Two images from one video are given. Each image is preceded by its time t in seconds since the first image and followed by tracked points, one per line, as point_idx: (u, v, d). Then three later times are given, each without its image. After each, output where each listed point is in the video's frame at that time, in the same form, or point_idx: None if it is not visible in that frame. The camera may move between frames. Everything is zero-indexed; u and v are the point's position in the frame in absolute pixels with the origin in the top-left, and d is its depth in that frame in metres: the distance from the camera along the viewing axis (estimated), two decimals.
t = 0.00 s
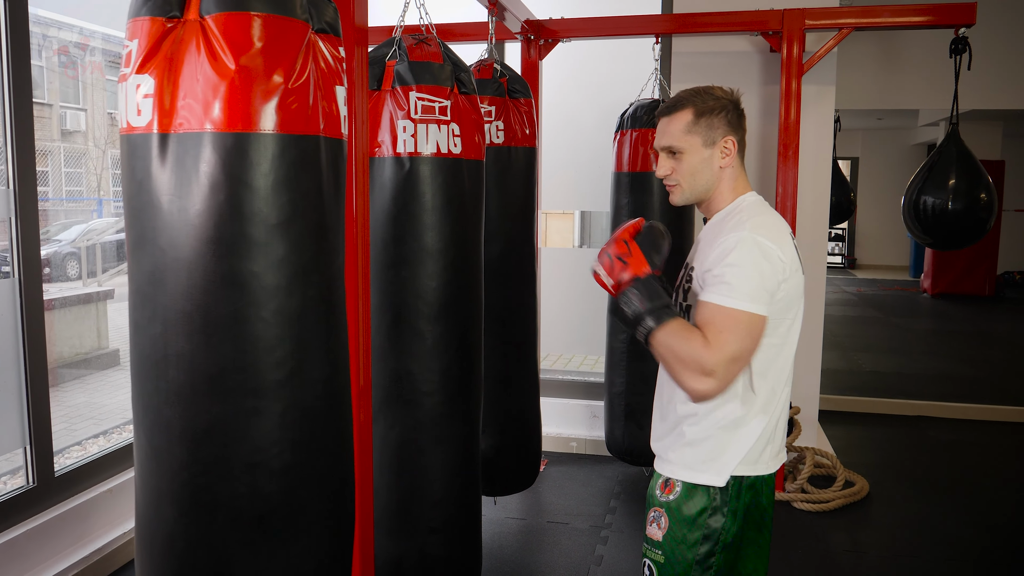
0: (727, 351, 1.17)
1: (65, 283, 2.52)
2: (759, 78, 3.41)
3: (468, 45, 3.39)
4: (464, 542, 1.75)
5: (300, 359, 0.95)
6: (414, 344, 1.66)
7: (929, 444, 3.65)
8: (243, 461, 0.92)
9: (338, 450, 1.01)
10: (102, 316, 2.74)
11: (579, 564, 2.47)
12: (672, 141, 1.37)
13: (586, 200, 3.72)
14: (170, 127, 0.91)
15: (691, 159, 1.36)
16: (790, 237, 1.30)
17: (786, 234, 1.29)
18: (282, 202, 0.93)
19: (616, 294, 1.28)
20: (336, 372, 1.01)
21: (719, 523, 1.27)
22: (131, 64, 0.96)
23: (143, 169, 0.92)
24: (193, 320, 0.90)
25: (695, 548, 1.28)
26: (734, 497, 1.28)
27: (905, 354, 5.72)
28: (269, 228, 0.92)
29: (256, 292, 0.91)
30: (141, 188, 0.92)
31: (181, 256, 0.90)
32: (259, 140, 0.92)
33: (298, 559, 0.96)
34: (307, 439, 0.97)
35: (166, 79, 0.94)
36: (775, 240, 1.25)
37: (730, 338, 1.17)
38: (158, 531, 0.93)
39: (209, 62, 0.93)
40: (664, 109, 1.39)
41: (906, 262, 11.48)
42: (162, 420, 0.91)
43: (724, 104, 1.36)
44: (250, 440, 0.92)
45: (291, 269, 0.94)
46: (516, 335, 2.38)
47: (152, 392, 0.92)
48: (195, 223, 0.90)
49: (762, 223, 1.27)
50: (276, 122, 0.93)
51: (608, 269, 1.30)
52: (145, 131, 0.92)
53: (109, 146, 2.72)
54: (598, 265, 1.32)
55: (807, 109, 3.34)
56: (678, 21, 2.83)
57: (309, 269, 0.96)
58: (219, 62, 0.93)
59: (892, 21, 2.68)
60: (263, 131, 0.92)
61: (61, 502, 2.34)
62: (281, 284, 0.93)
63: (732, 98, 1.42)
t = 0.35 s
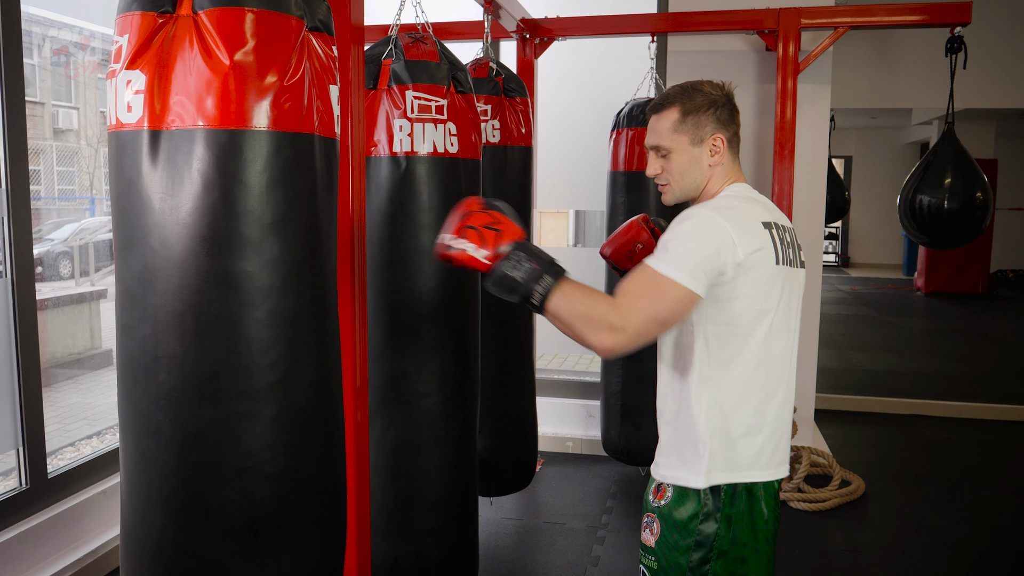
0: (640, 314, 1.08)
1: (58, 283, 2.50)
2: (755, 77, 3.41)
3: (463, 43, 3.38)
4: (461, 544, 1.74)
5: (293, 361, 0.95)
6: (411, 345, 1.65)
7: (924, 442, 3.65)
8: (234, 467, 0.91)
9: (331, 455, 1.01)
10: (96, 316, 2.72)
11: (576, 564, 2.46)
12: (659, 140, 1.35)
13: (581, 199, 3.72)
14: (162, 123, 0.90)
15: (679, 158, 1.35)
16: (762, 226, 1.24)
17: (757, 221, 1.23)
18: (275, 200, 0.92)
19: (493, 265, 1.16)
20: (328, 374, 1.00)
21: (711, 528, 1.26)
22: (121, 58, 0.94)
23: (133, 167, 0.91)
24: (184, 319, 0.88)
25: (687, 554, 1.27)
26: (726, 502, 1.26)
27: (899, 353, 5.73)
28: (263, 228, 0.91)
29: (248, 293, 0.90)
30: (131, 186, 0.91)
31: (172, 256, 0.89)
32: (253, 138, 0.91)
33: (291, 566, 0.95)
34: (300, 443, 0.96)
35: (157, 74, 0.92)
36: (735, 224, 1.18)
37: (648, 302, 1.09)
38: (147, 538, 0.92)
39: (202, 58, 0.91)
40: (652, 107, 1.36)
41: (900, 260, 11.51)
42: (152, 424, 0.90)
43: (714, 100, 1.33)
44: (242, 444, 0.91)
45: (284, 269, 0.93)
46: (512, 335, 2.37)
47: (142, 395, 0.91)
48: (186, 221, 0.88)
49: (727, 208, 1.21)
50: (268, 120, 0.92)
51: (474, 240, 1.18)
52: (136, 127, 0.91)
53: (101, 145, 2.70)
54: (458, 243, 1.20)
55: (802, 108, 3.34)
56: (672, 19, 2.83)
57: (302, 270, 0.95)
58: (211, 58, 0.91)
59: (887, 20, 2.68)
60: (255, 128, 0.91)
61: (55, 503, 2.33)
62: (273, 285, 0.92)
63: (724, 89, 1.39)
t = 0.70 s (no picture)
0: (753, 371, 1.16)
1: (53, 283, 2.49)
2: (753, 77, 3.40)
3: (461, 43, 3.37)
4: (461, 546, 1.73)
5: (299, 363, 0.94)
6: (411, 346, 1.64)
7: (922, 442, 3.65)
8: (242, 471, 0.90)
9: (336, 457, 1.00)
10: (91, 316, 2.70)
11: (575, 565, 2.45)
12: (655, 143, 1.37)
13: (579, 199, 3.71)
14: (167, 122, 0.89)
15: (674, 162, 1.36)
16: (785, 235, 1.26)
17: (779, 231, 1.25)
18: (280, 200, 0.91)
19: (625, 353, 1.32)
20: (335, 376, 0.99)
21: (716, 530, 1.26)
22: (123, 57, 0.93)
23: (137, 167, 0.90)
24: (191, 322, 0.87)
25: (691, 555, 1.27)
26: (731, 505, 1.26)
27: (896, 352, 5.73)
28: (269, 228, 0.90)
29: (255, 295, 0.89)
30: (135, 187, 0.90)
31: (178, 257, 0.87)
32: (258, 137, 0.90)
33: (299, 569, 0.95)
34: (308, 446, 0.95)
35: (161, 73, 0.91)
36: (766, 238, 1.22)
37: (755, 356, 1.16)
38: (154, 544, 0.91)
39: (207, 56, 0.90)
40: (651, 112, 1.39)
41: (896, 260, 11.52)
42: (159, 429, 0.89)
43: (710, 105, 1.34)
44: (250, 448, 0.90)
45: (289, 270, 0.92)
46: (511, 335, 2.36)
47: (147, 399, 0.90)
48: (192, 222, 0.87)
49: (754, 227, 1.23)
50: (274, 118, 0.91)
51: (606, 333, 1.34)
52: (139, 127, 0.89)
53: (97, 144, 2.68)
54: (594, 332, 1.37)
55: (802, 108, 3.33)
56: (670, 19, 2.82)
57: (308, 270, 0.94)
58: (217, 56, 0.90)
59: (886, 20, 2.67)
60: (260, 127, 0.90)
61: (52, 506, 2.31)
62: (280, 286, 0.91)
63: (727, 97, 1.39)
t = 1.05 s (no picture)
0: (765, 370, 1.16)
1: (46, 283, 2.46)
2: (750, 76, 3.40)
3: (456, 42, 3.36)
4: (459, 548, 1.72)
5: (309, 364, 0.92)
6: (409, 347, 1.63)
7: (919, 442, 3.65)
8: (255, 474, 0.89)
9: (346, 460, 0.98)
10: (84, 316, 2.68)
11: (573, 567, 2.44)
12: (644, 154, 1.36)
13: (575, 199, 3.70)
14: (173, 122, 0.87)
15: (664, 173, 1.35)
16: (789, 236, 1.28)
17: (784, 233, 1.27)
18: (288, 199, 0.89)
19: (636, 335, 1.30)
20: (344, 376, 0.98)
21: (711, 520, 1.26)
22: (125, 57, 0.91)
23: (142, 167, 0.88)
24: (200, 325, 0.86)
25: (682, 543, 1.26)
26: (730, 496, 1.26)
27: (891, 352, 5.74)
28: (276, 228, 0.89)
29: (264, 295, 0.88)
30: (140, 189, 0.88)
31: (185, 259, 0.86)
32: (265, 136, 0.88)
33: (316, 572, 0.94)
34: (319, 449, 0.94)
35: (165, 73, 0.90)
36: (779, 240, 1.22)
37: (767, 354, 1.17)
38: (165, 551, 0.89)
39: (212, 56, 0.89)
40: (638, 122, 1.37)
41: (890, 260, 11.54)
42: (169, 433, 0.87)
43: (699, 116, 1.34)
44: (263, 451, 0.89)
45: (298, 270, 0.91)
46: (509, 335, 2.34)
47: (155, 404, 0.88)
48: (200, 223, 0.86)
49: (764, 227, 1.24)
50: (280, 117, 0.89)
51: (619, 311, 1.32)
52: (144, 127, 0.88)
53: (90, 143, 2.66)
54: (604, 309, 1.35)
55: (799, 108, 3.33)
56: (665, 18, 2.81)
57: (317, 270, 0.93)
58: (222, 55, 0.89)
59: (883, 19, 2.67)
60: (266, 126, 0.88)
61: (45, 508, 2.29)
62: (289, 287, 0.90)
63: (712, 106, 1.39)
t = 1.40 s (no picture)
0: (703, 409, 1.03)
1: (41, 285, 2.45)
2: (747, 77, 3.39)
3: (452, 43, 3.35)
4: (456, 552, 1.71)
5: (317, 367, 0.92)
6: (406, 350, 1.61)
7: (915, 443, 3.66)
8: (265, 476, 0.88)
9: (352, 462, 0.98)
10: (79, 318, 2.67)
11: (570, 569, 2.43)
12: (570, 178, 1.20)
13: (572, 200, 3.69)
14: (178, 125, 0.87)
15: (594, 197, 1.19)
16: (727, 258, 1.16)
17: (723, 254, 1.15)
18: (294, 200, 0.89)
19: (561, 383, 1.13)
20: (351, 377, 0.98)
21: (650, 556, 1.15)
22: (127, 61, 0.90)
23: (147, 170, 0.87)
24: (207, 329, 0.85)
25: None
26: (670, 528, 1.15)
27: (887, 352, 5.74)
28: (282, 230, 0.88)
29: (271, 297, 0.87)
30: (145, 192, 0.87)
31: (192, 263, 0.85)
32: (271, 139, 0.88)
33: None
34: (328, 450, 0.93)
35: (169, 76, 0.89)
36: (714, 266, 1.10)
37: (703, 393, 1.03)
38: (175, 556, 0.89)
39: (217, 58, 0.88)
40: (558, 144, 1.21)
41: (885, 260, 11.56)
42: (177, 438, 0.87)
43: (626, 133, 1.19)
44: (272, 454, 0.88)
45: (304, 272, 0.90)
46: (506, 337, 2.33)
47: (162, 409, 0.87)
48: (206, 226, 0.85)
49: (699, 250, 1.11)
50: (284, 120, 0.89)
51: (542, 358, 1.14)
52: (148, 131, 0.87)
53: (84, 144, 2.64)
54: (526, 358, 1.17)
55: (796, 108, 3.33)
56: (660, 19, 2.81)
57: (323, 272, 0.92)
58: (226, 57, 0.88)
59: (879, 20, 2.66)
60: (269, 129, 0.88)
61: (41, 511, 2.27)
62: (296, 289, 0.89)
63: (638, 117, 1.25)
